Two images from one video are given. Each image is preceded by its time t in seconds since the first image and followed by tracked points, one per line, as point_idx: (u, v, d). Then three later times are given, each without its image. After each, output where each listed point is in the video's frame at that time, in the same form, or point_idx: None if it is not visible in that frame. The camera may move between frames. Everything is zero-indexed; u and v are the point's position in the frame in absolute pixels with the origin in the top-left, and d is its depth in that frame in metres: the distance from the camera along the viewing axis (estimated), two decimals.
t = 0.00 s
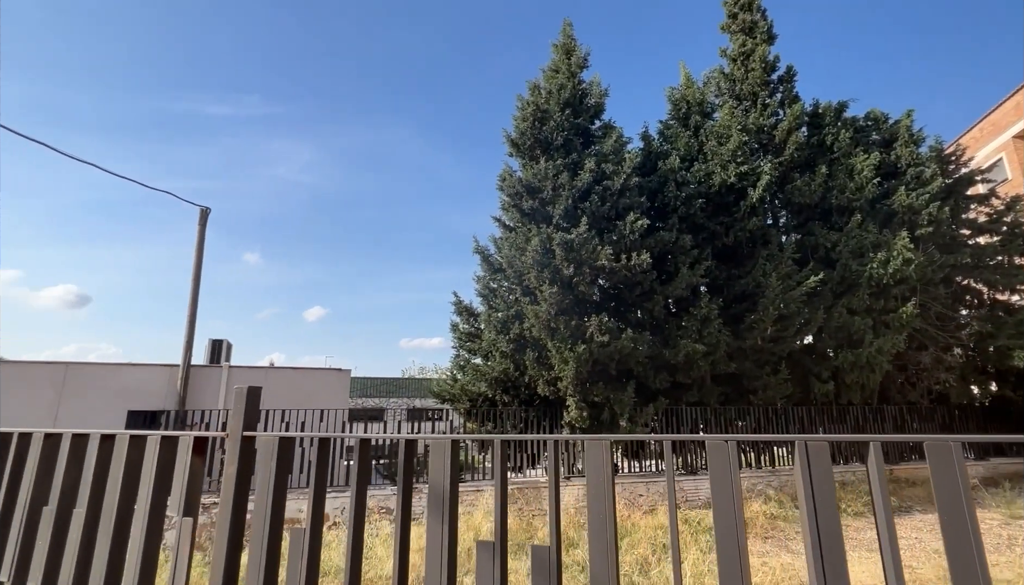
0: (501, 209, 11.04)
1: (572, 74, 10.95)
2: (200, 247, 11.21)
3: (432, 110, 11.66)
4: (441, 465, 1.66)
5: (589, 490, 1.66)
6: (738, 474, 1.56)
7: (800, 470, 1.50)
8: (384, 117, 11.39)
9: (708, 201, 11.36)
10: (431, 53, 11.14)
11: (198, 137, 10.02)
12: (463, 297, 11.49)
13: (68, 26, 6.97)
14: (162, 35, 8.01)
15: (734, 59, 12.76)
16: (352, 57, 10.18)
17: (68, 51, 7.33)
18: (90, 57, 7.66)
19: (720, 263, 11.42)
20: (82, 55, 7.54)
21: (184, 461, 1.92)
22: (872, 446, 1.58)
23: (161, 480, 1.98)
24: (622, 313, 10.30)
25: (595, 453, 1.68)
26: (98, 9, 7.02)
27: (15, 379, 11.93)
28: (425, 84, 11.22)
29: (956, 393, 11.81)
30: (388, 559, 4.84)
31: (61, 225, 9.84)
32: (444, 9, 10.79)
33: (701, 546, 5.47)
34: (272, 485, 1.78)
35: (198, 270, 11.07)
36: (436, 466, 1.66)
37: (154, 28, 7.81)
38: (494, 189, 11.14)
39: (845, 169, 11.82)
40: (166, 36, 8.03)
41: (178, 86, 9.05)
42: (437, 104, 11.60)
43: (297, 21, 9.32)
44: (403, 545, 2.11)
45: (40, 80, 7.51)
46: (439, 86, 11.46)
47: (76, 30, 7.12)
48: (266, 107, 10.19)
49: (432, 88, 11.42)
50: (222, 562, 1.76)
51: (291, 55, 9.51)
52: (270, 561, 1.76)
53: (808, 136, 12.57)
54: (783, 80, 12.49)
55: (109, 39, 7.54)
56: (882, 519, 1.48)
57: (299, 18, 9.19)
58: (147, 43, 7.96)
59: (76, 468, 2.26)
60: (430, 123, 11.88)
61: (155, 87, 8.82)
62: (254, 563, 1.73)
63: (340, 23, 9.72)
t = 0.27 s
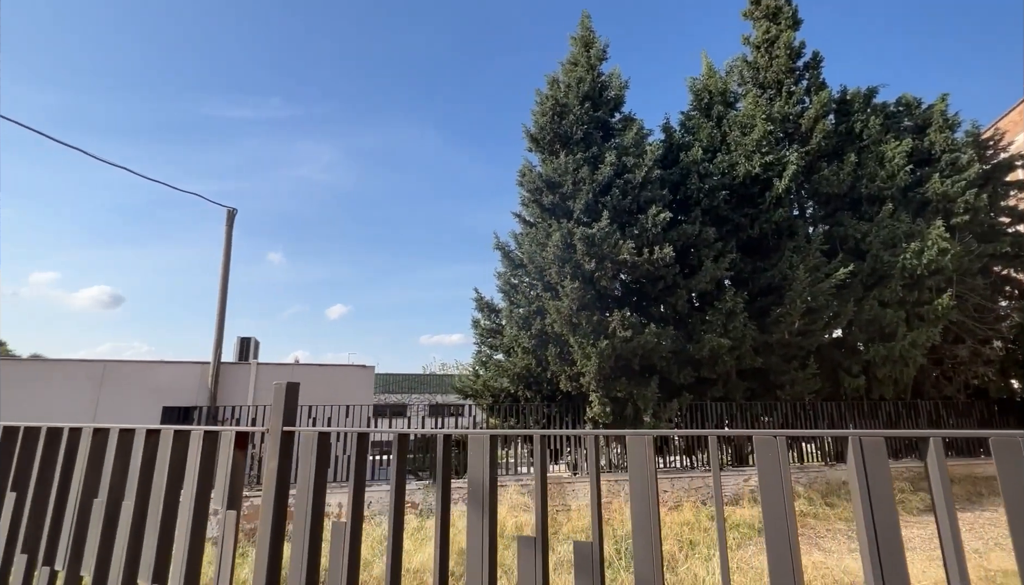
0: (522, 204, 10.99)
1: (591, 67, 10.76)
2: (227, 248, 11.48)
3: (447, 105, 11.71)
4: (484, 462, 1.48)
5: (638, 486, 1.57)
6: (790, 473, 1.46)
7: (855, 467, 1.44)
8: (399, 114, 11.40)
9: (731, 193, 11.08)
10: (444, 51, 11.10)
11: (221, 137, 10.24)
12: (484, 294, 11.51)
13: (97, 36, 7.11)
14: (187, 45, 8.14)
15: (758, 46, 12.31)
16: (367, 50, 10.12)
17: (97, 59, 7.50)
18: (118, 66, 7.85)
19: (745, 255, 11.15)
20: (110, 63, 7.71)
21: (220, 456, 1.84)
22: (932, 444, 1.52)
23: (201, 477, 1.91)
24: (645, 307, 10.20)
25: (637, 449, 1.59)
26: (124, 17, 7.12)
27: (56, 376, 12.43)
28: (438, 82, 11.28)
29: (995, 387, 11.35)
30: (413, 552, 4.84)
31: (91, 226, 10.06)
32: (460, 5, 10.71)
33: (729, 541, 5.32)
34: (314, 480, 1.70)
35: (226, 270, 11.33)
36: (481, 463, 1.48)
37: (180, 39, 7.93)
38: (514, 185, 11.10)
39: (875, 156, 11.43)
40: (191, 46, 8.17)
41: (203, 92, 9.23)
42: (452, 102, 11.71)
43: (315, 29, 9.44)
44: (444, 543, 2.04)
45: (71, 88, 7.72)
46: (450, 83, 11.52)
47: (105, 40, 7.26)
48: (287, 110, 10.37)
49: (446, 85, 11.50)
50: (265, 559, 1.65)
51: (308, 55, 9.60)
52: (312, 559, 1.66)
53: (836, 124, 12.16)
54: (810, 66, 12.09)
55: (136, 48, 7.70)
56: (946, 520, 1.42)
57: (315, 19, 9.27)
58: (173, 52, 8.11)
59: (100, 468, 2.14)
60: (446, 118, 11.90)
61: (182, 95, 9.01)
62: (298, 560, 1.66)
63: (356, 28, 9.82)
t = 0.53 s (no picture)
0: (542, 200, 10.93)
1: (611, 59, 10.62)
2: (254, 249, 11.72)
3: (467, 109, 11.75)
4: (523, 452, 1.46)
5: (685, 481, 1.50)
6: (842, 467, 1.41)
7: (913, 462, 1.40)
8: (419, 113, 11.41)
9: (756, 184, 10.78)
10: (462, 53, 11.03)
11: (247, 143, 10.42)
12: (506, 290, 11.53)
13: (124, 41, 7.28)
14: (212, 49, 8.28)
15: (783, 32, 11.89)
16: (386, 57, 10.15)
17: (125, 65, 7.69)
18: (145, 73, 8.03)
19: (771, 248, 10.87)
20: (138, 70, 7.89)
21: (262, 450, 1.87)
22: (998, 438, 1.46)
23: (241, 469, 1.90)
24: (669, 303, 10.04)
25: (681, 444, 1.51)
26: (148, 23, 7.24)
27: (96, 373, 12.93)
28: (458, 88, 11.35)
29: None
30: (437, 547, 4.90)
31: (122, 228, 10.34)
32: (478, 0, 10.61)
33: (756, 538, 5.23)
34: (353, 473, 1.71)
35: (253, 269, 11.58)
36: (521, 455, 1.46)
37: (203, 42, 8.07)
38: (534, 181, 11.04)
39: (909, 143, 11.01)
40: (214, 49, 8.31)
41: (228, 97, 9.40)
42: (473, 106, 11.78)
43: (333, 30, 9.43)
44: (483, 539, 2.02)
45: (99, 93, 7.93)
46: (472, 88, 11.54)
47: (132, 45, 7.42)
48: (309, 113, 10.53)
49: (464, 86, 11.47)
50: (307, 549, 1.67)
51: (329, 62, 9.67)
52: (353, 552, 1.66)
53: (867, 110, 11.75)
54: (838, 51, 11.66)
55: (162, 54, 7.85)
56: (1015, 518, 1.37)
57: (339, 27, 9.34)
58: (198, 57, 8.25)
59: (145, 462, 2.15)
60: (464, 116, 11.84)
61: (208, 100, 9.21)
62: (339, 552, 1.67)
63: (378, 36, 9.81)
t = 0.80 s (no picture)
0: (563, 196, 10.85)
1: (632, 50, 10.46)
2: (281, 249, 11.96)
3: (487, 107, 11.77)
4: (562, 447, 1.43)
5: (723, 482, 1.28)
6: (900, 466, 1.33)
7: (974, 461, 1.34)
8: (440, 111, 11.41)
9: (784, 174, 10.49)
10: (481, 53, 10.99)
11: (273, 146, 10.65)
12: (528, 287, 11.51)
13: (155, 49, 7.49)
14: (238, 53, 8.45)
15: (810, 18, 11.45)
16: (404, 58, 10.15)
17: (158, 75, 7.91)
18: (177, 82, 8.24)
19: (800, 240, 10.59)
20: (170, 80, 8.11)
21: (301, 446, 1.91)
22: None
23: (281, 464, 1.94)
24: (693, 297, 9.88)
25: (722, 439, 1.30)
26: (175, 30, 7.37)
27: (134, 370, 13.44)
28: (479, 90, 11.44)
29: None
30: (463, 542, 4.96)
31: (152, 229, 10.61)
32: None
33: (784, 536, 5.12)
34: (391, 468, 1.71)
35: (280, 269, 11.82)
36: (561, 450, 1.43)
37: (229, 45, 8.24)
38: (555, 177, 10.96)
39: (945, 129, 10.58)
40: (240, 53, 8.48)
41: (256, 103, 9.60)
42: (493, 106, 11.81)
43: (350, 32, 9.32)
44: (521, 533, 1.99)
45: (133, 102, 8.19)
46: (492, 86, 11.58)
47: (164, 53, 7.64)
48: (331, 114, 10.65)
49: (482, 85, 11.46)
50: (346, 544, 1.70)
51: (352, 65, 9.77)
52: (392, 547, 1.67)
53: (900, 96, 11.32)
54: (869, 36, 11.21)
55: (192, 61, 8.05)
56: None
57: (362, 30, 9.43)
58: (224, 61, 8.44)
59: (189, 455, 2.17)
60: (483, 113, 11.81)
61: (237, 108, 9.42)
62: (378, 547, 1.67)
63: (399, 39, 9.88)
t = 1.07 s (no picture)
0: (585, 191, 10.75)
1: (653, 42, 10.35)
2: (308, 250, 12.20)
3: (506, 106, 11.58)
4: (599, 443, 1.42)
5: (769, 481, 1.24)
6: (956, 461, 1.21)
7: None
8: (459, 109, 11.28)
9: (814, 164, 10.19)
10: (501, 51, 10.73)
11: (297, 148, 10.82)
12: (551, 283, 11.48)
13: (183, 55, 7.70)
14: (263, 57, 8.63)
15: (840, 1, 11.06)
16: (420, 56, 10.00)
17: (187, 82, 8.13)
18: (206, 88, 8.46)
19: (831, 232, 10.28)
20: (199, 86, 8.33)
21: (337, 441, 1.93)
22: None
23: (317, 459, 1.97)
24: (719, 292, 9.68)
25: (767, 435, 1.27)
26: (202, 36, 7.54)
27: (170, 368, 13.92)
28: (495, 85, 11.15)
29: None
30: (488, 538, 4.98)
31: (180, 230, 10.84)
32: None
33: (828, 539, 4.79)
34: (425, 464, 1.72)
35: (307, 269, 12.06)
36: (598, 446, 1.41)
37: (254, 50, 8.41)
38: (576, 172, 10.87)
39: (986, 113, 10.12)
40: (265, 57, 8.65)
41: (282, 107, 9.79)
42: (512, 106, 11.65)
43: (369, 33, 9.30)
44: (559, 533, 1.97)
45: (166, 111, 8.44)
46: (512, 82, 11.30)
47: (192, 60, 7.85)
48: (352, 116, 10.68)
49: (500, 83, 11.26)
50: (384, 539, 1.72)
51: (372, 66, 9.80)
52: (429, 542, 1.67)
53: (937, 80, 10.87)
54: (902, 18, 10.79)
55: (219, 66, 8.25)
56: None
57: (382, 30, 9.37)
58: (250, 65, 8.62)
59: (229, 449, 2.23)
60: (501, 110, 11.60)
61: (264, 112, 9.61)
62: (415, 542, 1.69)
63: (414, 35, 9.64)
